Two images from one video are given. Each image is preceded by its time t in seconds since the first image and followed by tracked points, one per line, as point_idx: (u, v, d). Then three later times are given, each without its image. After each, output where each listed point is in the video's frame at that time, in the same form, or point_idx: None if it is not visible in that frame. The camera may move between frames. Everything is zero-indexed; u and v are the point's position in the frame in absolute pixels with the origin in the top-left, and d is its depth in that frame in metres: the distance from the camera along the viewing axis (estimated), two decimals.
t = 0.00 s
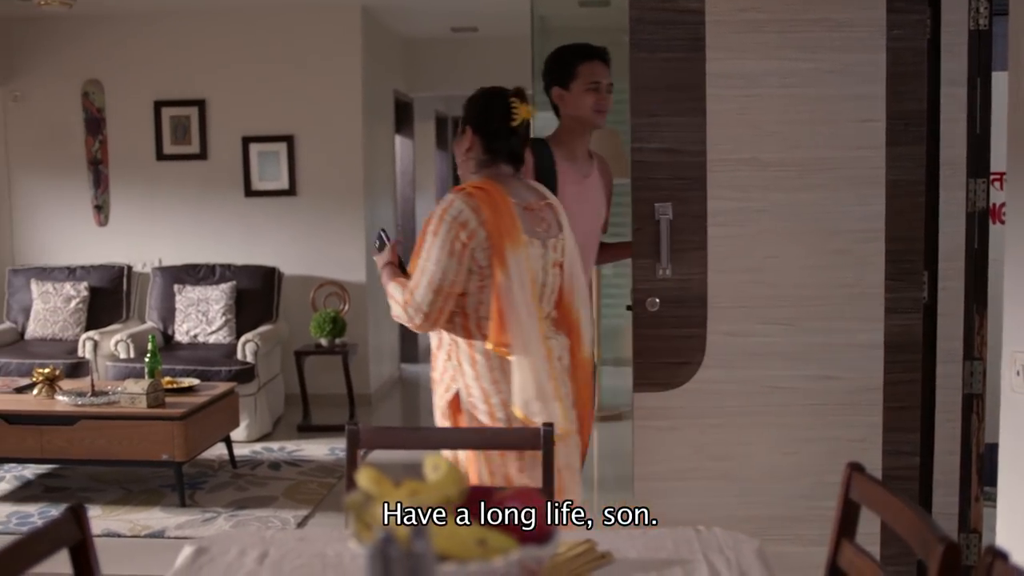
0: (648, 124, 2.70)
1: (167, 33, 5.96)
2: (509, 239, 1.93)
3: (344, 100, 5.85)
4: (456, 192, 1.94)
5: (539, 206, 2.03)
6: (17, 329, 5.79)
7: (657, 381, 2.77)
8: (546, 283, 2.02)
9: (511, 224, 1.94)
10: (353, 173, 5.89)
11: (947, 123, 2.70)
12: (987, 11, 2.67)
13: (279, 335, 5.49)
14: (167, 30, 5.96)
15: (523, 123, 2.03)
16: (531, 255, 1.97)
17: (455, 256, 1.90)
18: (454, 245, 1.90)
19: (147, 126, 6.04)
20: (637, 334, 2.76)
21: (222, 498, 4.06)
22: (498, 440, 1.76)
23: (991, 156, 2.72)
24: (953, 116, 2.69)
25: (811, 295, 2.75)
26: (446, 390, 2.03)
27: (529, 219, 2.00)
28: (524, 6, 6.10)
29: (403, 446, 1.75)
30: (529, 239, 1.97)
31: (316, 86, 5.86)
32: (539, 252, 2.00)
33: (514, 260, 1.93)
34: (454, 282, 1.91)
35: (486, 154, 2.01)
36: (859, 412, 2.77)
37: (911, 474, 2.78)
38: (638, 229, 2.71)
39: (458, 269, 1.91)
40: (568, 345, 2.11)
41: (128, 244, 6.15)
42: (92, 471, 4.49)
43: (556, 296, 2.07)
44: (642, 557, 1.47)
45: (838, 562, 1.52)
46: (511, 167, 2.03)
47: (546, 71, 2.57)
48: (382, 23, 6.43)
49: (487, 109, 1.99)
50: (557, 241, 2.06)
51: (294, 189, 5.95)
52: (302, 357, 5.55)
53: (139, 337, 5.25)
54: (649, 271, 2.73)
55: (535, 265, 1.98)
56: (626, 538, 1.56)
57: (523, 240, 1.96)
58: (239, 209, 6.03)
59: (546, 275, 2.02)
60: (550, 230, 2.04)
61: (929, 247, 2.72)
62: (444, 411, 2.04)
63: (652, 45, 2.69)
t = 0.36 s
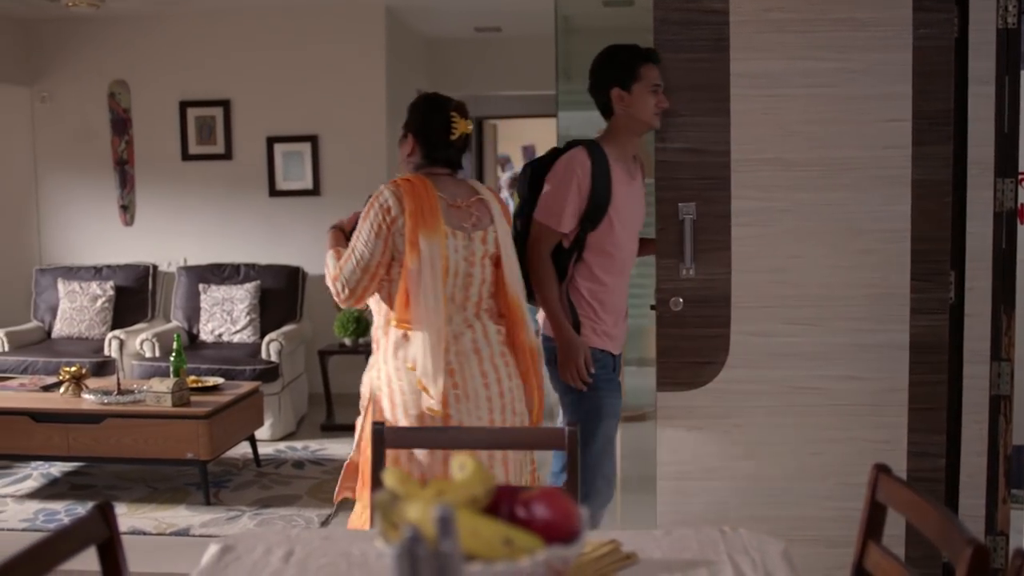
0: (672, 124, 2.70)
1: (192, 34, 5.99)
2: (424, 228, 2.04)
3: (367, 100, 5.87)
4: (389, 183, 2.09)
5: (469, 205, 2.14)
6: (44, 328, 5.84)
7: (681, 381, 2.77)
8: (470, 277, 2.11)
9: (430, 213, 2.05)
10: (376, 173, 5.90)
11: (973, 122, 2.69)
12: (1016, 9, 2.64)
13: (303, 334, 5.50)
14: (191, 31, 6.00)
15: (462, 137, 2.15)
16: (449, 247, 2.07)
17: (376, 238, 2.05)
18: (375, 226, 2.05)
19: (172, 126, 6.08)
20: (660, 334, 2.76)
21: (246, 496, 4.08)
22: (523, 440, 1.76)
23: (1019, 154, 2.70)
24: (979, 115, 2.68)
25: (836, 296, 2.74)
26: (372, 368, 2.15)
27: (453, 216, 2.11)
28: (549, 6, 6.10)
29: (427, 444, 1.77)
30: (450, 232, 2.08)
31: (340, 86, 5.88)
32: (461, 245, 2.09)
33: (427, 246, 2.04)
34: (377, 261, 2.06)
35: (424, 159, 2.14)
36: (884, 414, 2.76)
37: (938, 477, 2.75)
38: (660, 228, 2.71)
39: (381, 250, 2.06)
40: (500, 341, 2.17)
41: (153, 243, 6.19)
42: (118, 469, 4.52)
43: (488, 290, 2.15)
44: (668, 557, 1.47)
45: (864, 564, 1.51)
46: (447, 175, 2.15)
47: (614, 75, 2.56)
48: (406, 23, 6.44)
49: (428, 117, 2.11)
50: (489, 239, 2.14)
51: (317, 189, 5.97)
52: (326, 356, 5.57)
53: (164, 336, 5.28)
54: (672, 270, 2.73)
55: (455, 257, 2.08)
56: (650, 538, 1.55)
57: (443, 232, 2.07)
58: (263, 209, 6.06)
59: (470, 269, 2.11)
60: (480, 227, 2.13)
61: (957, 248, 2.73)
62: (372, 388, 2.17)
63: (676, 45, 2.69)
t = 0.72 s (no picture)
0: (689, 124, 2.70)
1: (211, 35, 6.02)
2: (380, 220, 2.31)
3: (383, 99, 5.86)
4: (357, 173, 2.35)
5: (428, 204, 2.39)
6: (63, 327, 5.87)
7: (698, 381, 2.76)
8: (417, 269, 2.38)
9: (388, 208, 2.31)
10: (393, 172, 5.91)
11: (994, 121, 2.67)
12: None
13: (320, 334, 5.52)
14: (209, 31, 6.02)
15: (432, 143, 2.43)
16: (402, 240, 2.34)
17: (338, 222, 2.32)
18: (338, 211, 2.32)
19: (191, 126, 6.10)
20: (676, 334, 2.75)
21: (263, 495, 4.09)
22: (541, 440, 1.76)
23: None
24: (1001, 113, 2.66)
25: (854, 296, 2.73)
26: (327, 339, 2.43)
27: (410, 213, 2.37)
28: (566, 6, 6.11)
29: (444, 444, 1.77)
30: (406, 226, 2.34)
31: (357, 86, 5.89)
32: (412, 240, 2.36)
33: (380, 237, 2.30)
34: (336, 244, 2.34)
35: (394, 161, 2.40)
36: (903, 415, 2.74)
37: (958, 478, 2.74)
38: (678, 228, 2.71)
39: (340, 234, 2.33)
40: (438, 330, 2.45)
41: (172, 243, 6.22)
42: (136, 467, 4.54)
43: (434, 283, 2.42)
44: (685, 558, 1.47)
45: (883, 566, 1.50)
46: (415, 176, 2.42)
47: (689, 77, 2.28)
48: (423, 24, 6.45)
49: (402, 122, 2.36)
50: (441, 238, 2.41)
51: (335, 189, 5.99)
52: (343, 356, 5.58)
53: (182, 336, 5.30)
54: (689, 271, 2.72)
55: (406, 250, 2.35)
56: (668, 539, 1.55)
57: (398, 226, 2.33)
58: (281, 209, 6.09)
59: (419, 263, 2.38)
60: (434, 226, 2.40)
61: (977, 249, 2.70)
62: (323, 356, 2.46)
63: (693, 45, 2.69)
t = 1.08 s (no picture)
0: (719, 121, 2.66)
1: (230, 36, 6.04)
2: (381, 221, 2.45)
3: (400, 99, 5.86)
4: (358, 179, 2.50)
5: (423, 206, 2.53)
6: (82, 327, 5.90)
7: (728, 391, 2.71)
8: (415, 265, 2.52)
9: (388, 210, 2.45)
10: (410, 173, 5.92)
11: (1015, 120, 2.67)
12: None
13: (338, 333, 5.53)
14: (227, 32, 6.04)
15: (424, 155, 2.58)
16: (400, 241, 2.48)
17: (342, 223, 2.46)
18: (341, 213, 2.46)
19: (209, 126, 6.13)
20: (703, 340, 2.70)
21: (282, 494, 4.10)
22: (560, 441, 1.76)
23: None
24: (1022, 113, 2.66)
25: (876, 299, 2.70)
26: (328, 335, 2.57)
27: (408, 216, 2.51)
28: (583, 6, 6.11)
29: (462, 445, 1.77)
30: (403, 226, 2.48)
31: (375, 86, 5.89)
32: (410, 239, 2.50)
33: (381, 236, 2.45)
34: (338, 243, 2.48)
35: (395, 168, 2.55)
36: (925, 417, 2.73)
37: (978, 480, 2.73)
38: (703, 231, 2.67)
39: (342, 235, 2.48)
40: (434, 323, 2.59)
41: (190, 243, 6.24)
42: (155, 466, 4.57)
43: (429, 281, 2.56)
44: (703, 558, 1.47)
45: (902, 567, 1.50)
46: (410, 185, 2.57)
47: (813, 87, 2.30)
48: (441, 24, 6.46)
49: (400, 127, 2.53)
50: (435, 237, 2.55)
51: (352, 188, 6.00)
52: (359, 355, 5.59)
53: (200, 335, 5.32)
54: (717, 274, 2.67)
55: (404, 248, 2.48)
56: (685, 539, 1.55)
57: (397, 226, 2.47)
58: (299, 209, 6.10)
59: (416, 262, 2.52)
60: (430, 228, 2.54)
61: (998, 250, 2.69)
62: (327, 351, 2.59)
63: (720, 40, 2.65)
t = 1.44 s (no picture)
0: (768, 115, 2.72)
1: (250, 35, 6.06)
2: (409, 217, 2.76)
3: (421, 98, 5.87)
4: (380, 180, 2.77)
5: (436, 202, 2.88)
6: (103, 326, 5.93)
7: (776, 399, 2.84)
8: (433, 256, 2.86)
9: (415, 207, 2.77)
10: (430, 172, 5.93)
11: None
12: None
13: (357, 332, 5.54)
14: (248, 31, 6.06)
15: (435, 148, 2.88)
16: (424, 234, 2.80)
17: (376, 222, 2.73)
18: (373, 212, 2.73)
19: (229, 126, 6.15)
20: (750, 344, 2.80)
21: (301, 493, 4.11)
22: (580, 441, 1.76)
23: None
24: None
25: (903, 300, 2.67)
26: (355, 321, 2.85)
27: (426, 210, 2.83)
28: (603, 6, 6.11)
29: (482, 444, 1.78)
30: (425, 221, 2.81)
31: (395, 86, 5.90)
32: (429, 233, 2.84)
33: (410, 230, 2.75)
34: (373, 240, 2.74)
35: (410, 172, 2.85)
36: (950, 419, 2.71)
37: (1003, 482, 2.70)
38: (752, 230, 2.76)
39: (376, 231, 2.74)
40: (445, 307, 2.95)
41: (209, 242, 6.27)
42: (175, 465, 4.58)
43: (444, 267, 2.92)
44: (724, 559, 1.47)
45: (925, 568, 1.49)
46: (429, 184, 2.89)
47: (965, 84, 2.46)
48: (461, 23, 6.47)
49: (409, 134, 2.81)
50: (446, 229, 2.91)
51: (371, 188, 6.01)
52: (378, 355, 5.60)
53: (220, 334, 5.34)
54: (766, 279, 2.75)
55: (426, 241, 2.82)
56: (706, 539, 1.55)
57: (420, 220, 2.79)
58: (318, 208, 6.12)
59: (434, 250, 2.86)
60: (443, 220, 2.90)
61: None
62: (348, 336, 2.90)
63: (770, 28, 2.71)
